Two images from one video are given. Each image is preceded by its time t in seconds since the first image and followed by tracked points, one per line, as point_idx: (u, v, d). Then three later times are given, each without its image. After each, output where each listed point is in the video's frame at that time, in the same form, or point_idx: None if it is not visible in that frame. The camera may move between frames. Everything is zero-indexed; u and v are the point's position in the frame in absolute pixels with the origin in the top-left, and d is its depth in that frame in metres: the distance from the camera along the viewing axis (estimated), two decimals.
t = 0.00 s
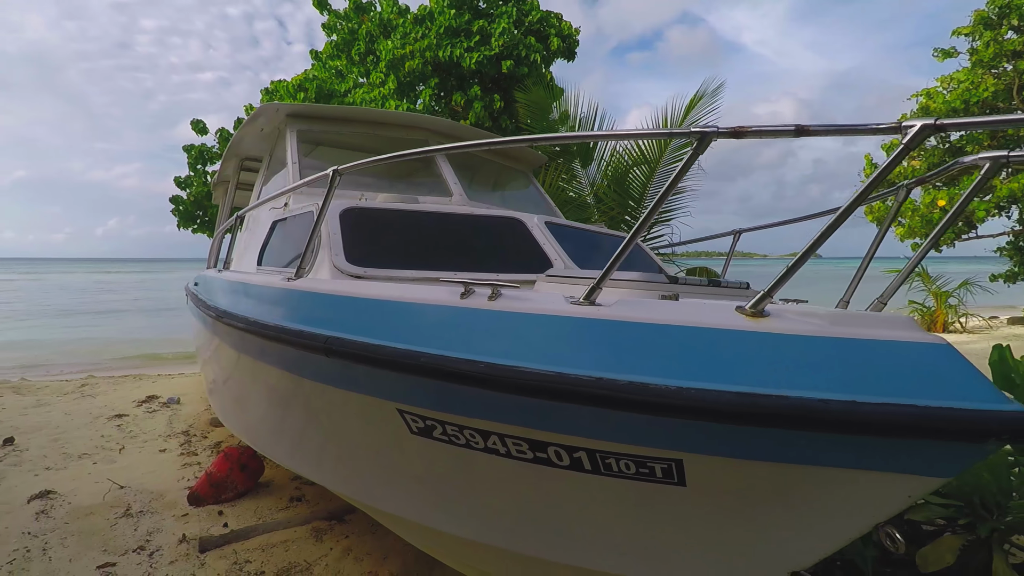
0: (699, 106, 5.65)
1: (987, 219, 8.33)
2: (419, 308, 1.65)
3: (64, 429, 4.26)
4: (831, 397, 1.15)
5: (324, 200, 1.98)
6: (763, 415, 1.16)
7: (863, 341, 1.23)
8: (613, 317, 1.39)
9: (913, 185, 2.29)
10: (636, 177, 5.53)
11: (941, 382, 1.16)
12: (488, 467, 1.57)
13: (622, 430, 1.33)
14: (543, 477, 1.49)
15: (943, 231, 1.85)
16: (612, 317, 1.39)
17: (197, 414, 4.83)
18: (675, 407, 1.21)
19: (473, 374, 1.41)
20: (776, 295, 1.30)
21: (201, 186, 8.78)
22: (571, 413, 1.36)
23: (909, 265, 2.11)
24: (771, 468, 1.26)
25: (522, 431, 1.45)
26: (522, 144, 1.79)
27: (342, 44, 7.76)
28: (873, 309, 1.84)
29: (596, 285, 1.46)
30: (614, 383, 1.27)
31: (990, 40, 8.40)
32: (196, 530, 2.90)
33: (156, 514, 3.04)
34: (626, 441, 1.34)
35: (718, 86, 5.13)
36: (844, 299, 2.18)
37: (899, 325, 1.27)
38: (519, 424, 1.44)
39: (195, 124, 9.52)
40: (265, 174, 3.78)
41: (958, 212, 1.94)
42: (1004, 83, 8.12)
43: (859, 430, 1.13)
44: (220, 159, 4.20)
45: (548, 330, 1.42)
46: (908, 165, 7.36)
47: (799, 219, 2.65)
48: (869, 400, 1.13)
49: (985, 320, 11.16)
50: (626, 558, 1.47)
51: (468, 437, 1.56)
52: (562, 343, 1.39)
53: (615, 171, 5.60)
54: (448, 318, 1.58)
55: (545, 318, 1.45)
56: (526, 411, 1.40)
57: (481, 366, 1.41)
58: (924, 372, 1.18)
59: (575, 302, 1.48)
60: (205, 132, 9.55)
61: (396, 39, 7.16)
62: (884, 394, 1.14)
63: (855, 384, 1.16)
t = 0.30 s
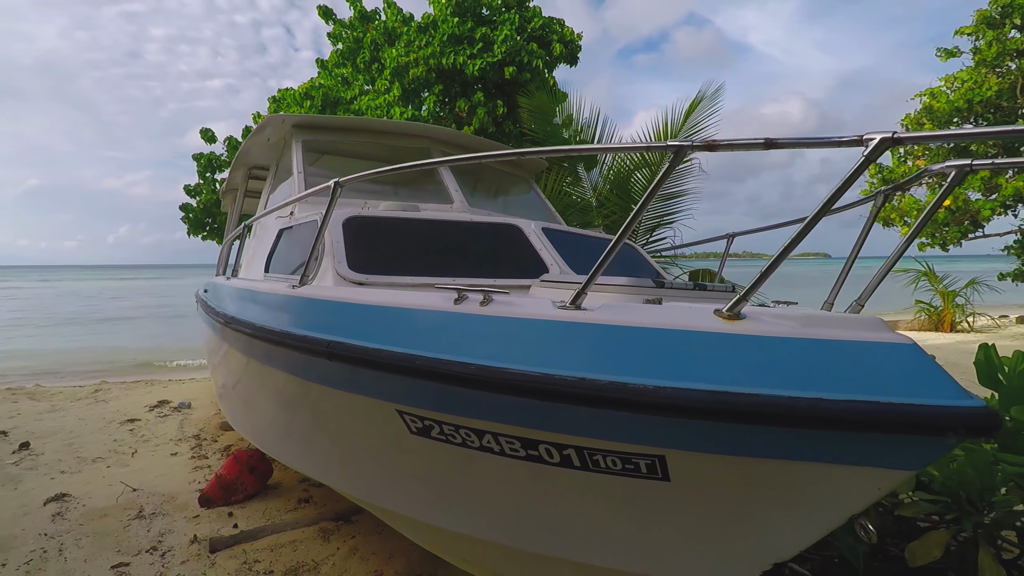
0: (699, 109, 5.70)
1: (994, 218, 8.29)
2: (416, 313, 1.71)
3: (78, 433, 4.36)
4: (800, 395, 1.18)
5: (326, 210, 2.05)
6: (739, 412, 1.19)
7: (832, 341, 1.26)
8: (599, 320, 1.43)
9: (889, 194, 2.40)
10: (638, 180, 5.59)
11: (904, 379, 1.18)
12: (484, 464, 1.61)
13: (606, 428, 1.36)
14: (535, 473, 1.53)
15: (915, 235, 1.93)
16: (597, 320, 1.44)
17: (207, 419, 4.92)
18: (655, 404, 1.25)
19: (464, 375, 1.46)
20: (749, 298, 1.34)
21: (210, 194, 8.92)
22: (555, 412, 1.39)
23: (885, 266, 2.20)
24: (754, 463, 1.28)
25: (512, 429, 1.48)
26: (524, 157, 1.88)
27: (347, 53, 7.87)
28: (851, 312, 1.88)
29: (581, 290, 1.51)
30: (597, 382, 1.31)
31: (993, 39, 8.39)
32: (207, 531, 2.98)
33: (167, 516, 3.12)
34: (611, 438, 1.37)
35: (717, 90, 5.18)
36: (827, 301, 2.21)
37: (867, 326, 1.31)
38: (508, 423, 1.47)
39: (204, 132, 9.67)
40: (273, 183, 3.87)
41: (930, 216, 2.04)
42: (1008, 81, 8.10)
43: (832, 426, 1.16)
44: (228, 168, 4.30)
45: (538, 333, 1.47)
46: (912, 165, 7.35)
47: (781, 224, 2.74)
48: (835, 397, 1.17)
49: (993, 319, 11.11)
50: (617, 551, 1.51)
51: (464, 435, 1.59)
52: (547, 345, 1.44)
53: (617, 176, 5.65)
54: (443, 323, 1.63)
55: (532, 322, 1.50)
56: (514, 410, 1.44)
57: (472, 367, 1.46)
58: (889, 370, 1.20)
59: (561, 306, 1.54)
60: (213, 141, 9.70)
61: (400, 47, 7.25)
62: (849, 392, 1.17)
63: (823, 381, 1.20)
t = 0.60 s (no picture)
0: (699, 117, 5.76)
1: (994, 223, 8.33)
2: (413, 318, 1.76)
3: (84, 437, 4.43)
4: (777, 396, 1.23)
5: (329, 219, 2.12)
6: (720, 413, 1.24)
7: (808, 345, 1.31)
8: (589, 325, 1.48)
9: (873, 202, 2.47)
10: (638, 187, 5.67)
11: (876, 381, 1.23)
12: (479, 464, 1.65)
13: (593, 428, 1.40)
14: (527, 472, 1.57)
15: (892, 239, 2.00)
16: (585, 325, 1.49)
17: (211, 423, 4.98)
18: (640, 405, 1.30)
19: (458, 377, 1.52)
20: (730, 304, 1.39)
21: (216, 200, 9.02)
22: (545, 413, 1.44)
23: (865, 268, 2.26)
24: (736, 462, 1.32)
25: (504, 430, 1.53)
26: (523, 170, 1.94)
27: (351, 61, 7.97)
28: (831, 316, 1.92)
29: (571, 296, 1.56)
30: (585, 384, 1.36)
31: (992, 46, 8.45)
32: (211, 533, 3.03)
33: (173, 518, 3.18)
34: (599, 438, 1.41)
35: (716, 97, 5.26)
36: (813, 306, 2.27)
37: (842, 330, 1.36)
38: (500, 423, 1.52)
39: (210, 139, 9.78)
40: (277, 190, 3.94)
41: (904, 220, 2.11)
42: (1007, 88, 8.15)
43: (808, 425, 1.21)
44: (233, 175, 4.37)
45: (530, 337, 1.52)
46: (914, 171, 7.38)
47: (770, 230, 2.81)
48: (812, 398, 1.21)
49: (995, 324, 11.12)
50: (606, 548, 1.55)
51: (459, 436, 1.64)
52: (536, 349, 1.49)
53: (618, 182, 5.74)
54: (439, 328, 1.69)
55: (523, 326, 1.55)
56: (506, 411, 1.49)
57: (466, 370, 1.51)
58: (862, 372, 1.25)
59: (551, 312, 1.59)
60: (219, 148, 9.81)
61: (404, 55, 7.34)
62: (823, 393, 1.22)
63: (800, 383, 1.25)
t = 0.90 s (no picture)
0: (698, 124, 5.83)
1: (995, 229, 8.36)
2: (413, 322, 1.84)
3: (94, 441, 4.52)
4: (755, 393, 1.30)
5: (333, 227, 2.21)
6: (702, 410, 1.31)
7: (785, 345, 1.38)
8: (580, 328, 1.56)
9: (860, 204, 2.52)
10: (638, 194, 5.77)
11: (849, 381, 1.30)
12: (477, 462, 1.72)
13: (583, 425, 1.47)
14: (522, 468, 1.64)
15: (869, 244, 2.07)
16: (576, 328, 1.56)
17: (218, 427, 5.07)
18: (626, 402, 1.37)
19: (456, 377, 1.59)
20: (711, 307, 1.46)
21: (222, 208, 9.15)
22: (538, 411, 1.51)
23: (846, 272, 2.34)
24: (720, 458, 1.39)
25: (499, 428, 1.60)
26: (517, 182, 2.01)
27: (355, 71, 8.10)
28: (813, 320, 2.00)
29: (562, 300, 1.64)
30: (575, 383, 1.43)
31: (991, 52, 8.50)
32: (219, 533, 3.11)
33: (181, 519, 3.25)
34: (589, 435, 1.48)
35: (715, 105, 5.33)
36: (799, 312, 2.35)
37: (819, 332, 1.43)
38: (495, 422, 1.59)
39: (216, 149, 9.94)
40: (283, 199, 4.03)
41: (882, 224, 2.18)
42: (1006, 93, 8.20)
43: (785, 421, 1.27)
44: (240, 184, 4.47)
45: (523, 339, 1.60)
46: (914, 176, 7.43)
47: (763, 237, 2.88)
48: (787, 396, 1.28)
49: (998, 329, 11.11)
50: (598, 541, 1.62)
51: (457, 434, 1.71)
52: (529, 350, 1.56)
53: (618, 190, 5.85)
54: (437, 331, 1.76)
55: (516, 329, 1.63)
56: (501, 410, 1.56)
57: (462, 370, 1.58)
58: (835, 372, 1.32)
59: (543, 315, 1.66)
60: (226, 157, 9.97)
61: (407, 64, 7.45)
62: (799, 391, 1.29)
63: (778, 382, 1.32)
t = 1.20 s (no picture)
0: (702, 137, 5.92)
1: (1000, 245, 8.36)
2: (413, 326, 1.94)
3: (106, 436, 4.65)
4: (728, 398, 1.39)
5: (341, 234, 2.31)
6: (678, 412, 1.40)
7: (759, 355, 1.47)
8: (570, 334, 1.65)
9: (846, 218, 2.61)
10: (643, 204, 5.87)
11: (815, 390, 1.39)
12: (471, 459, 1.82)
13: (570, 426, 1.56)
14: (513, 466, 1.73)
15: (848, 253, 2.14)
16: (565, 335, 1.65)
17: (226, 425, 5.19)
18: (608, 404, 1.46)
19: (452, 379, 1.69)
20: (690, 318, 1.56)
21: (234, 210, 9.31)
22: (527, 412, 1.60)
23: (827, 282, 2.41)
24: (697, 459, 1.47)
25: (491, 427, 1.69)
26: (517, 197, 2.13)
27: (367, 77, 8.24)
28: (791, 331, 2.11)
29: (553, 308, 1.73)
30: (562, 386, 1.52)
31: (998, 69, 8.51)
32: (225, 527, 3.21)
33: (189, 512, 3.36)
34: (574, 435, 1.57)
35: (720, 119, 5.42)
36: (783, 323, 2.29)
37: (791, 344, 1.52)
38: (487, 421, 1.69)
39: (229, 151, 10.12)
40: (294, 203, 4.16)
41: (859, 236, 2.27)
42: (1013, 110, 8.21)
43: (755, 425, 1.36)
44: (253, 188, 4.60)
45: (516, 344, 1.69)
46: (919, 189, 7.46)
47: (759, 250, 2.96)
48: (758, 402, 1.37)
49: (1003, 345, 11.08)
50: (583, 536, 1.71)
51: (453, 432, 1.80)
52: (521, 354, 1.66)
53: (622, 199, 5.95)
54: (436, 334, 1.86)
55: (510, 335, 1.72)
56: (494, 410, 1.65)
57: (458, 372, 1.68)
58: (803, 380, 1.41)
59: (535, 322, 1.76)
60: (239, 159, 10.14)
61: (418, 72, 7.58)
62: (769, 398, 1.38)
63: (748, 389, 1.41)
